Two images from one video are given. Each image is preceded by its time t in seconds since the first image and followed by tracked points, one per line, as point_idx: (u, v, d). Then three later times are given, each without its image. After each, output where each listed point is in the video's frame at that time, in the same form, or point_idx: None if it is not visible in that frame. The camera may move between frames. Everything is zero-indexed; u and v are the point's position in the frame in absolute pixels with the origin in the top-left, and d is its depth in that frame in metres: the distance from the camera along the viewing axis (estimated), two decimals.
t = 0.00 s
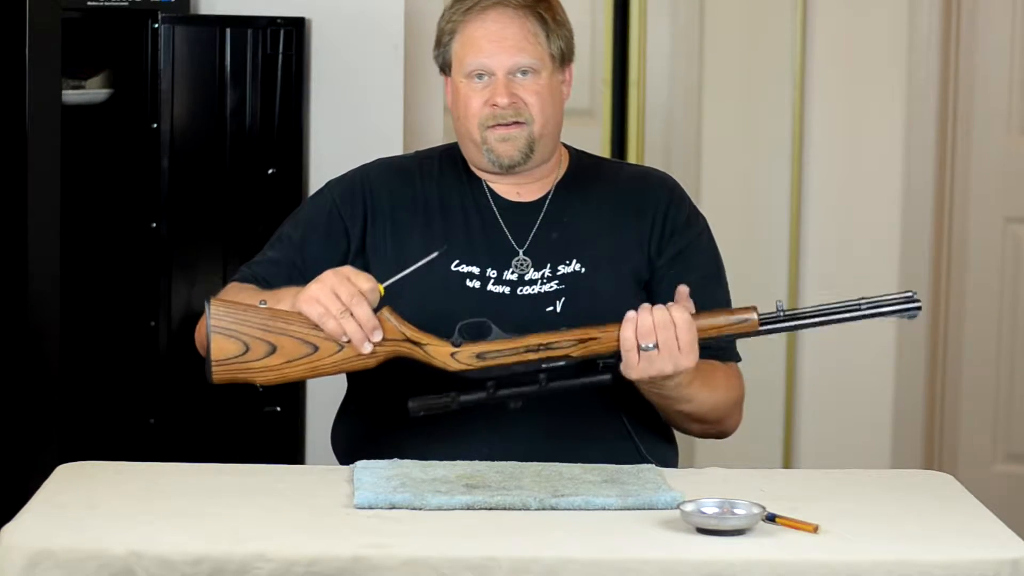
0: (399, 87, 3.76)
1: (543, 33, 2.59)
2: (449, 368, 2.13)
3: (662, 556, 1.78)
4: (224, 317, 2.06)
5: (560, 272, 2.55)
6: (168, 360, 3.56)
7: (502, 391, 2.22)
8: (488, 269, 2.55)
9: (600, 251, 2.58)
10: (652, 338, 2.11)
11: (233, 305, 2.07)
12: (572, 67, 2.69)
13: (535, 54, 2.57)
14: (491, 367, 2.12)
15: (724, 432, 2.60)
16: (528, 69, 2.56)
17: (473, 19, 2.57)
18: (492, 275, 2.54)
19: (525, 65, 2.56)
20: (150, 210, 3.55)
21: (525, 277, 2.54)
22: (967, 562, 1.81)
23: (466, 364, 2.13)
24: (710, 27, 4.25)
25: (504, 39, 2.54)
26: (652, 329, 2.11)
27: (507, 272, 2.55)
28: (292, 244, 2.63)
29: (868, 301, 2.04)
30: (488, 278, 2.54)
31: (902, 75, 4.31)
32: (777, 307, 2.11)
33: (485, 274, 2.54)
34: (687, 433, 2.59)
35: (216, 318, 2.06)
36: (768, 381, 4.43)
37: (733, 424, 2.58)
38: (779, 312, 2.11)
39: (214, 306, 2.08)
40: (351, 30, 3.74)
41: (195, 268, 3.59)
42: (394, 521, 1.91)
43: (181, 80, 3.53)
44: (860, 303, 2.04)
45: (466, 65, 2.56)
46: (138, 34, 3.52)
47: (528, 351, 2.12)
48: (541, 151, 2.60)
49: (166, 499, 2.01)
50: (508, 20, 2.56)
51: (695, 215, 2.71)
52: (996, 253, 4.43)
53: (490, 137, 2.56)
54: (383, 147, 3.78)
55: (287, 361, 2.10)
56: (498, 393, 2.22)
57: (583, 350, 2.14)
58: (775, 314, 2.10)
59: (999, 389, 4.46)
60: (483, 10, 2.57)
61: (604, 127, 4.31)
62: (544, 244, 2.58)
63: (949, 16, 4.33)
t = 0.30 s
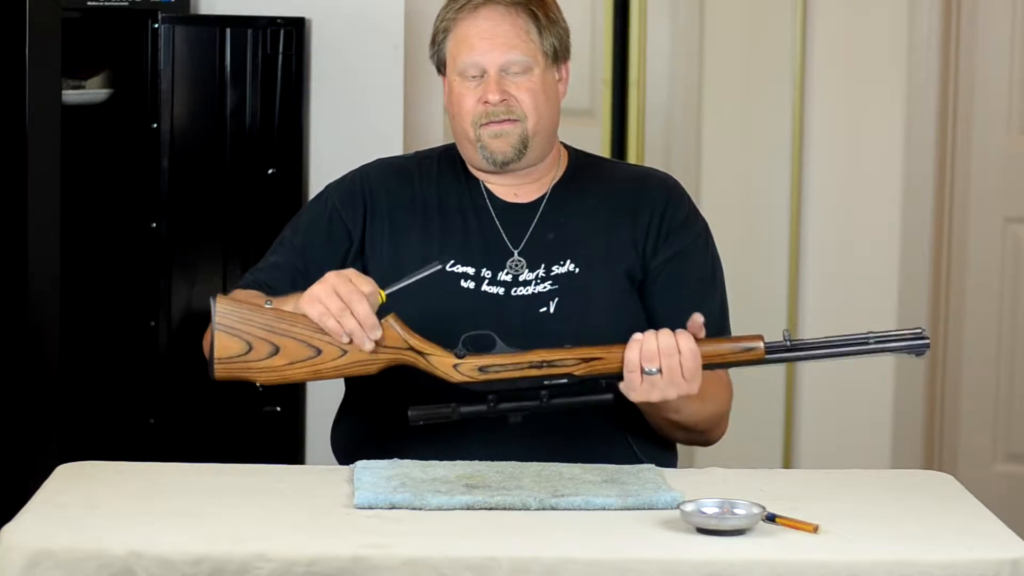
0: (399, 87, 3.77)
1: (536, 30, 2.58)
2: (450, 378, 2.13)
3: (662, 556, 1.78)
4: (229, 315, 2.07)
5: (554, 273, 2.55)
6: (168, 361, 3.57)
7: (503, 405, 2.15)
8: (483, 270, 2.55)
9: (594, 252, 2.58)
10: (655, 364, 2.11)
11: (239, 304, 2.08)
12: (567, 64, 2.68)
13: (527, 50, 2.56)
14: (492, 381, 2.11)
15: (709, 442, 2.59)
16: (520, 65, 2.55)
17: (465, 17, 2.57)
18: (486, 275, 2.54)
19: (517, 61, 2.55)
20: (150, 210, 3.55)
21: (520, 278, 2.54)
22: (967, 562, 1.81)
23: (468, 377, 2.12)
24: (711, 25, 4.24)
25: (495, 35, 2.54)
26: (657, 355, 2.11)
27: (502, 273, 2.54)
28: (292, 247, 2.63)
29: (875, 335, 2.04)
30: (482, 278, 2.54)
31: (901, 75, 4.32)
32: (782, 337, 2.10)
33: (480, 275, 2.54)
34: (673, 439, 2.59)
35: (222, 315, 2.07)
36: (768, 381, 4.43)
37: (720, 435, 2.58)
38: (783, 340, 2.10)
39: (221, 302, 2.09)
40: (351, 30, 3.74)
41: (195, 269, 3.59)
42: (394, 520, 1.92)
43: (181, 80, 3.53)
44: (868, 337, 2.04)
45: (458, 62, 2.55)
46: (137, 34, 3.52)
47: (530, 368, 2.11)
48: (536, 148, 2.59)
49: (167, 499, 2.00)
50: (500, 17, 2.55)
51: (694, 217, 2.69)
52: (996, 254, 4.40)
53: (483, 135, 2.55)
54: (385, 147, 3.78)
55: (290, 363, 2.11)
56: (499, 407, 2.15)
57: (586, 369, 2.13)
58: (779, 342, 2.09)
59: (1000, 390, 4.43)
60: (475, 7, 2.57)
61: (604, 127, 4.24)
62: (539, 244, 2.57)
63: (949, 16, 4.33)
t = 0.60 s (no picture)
0: (399, 88, 3.76)
1: (542, 40, 2.55)
2: (454, 368, 2.13)
3: (662, 556, 1.78)
4: (235, 287, 2.08)
5: (556, 274, 2.55)
6: (169, 361, 3.57)
7: (505, 396, 2.18)
8: (485, 271, 2.55)
9: (596, 253, 2.58)
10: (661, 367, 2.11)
11: (246, 275, 2.09)
12: (575, 71, 2.65)
13: (533, 61, 2.53)
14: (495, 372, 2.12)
15: (704, 446, 2.59)
16: (526, 78, 2.52)
17: (471, 24, 2.53)
18: (488, 277, 2.54)
19: (523, 73, 2.51)
20: (150, 210, 3.55)
21: (522, 279, 2.54)
22: (967, 563, 1.81)
23: (470, 366, 2.13)
24: (710, 27, 4.28)
25: (502, 45, 2.51)
26: (663, 359, 2.11)
27: (504, 274, 2.55)
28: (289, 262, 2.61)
29: (879, 352, 2.06)
30: (484, 280, 2.54)
31: (901, 75, 4.30)
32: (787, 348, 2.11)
33: (482, 276, 2.54)
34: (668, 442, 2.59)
35: (228, 286, 2.08)
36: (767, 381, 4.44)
37: (715, 439, 2.58)
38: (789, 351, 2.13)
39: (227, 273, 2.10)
40: (351, 31, 3.74)
41: (196, 269, 3.59)
42: (394, 521, 1.92)
43: (182, 80, 3.53)
44: (871, 355, 2.06)
45: (464, 70, 2.52)
46: (137, 33, 3.51)
47: (533, 363, 2.12)
48: (538, 159, 2.56)
49: (167, 499, 2.01)
50: (507, 26, 2.52)
51: (697, 216, 2.69)
52: (995, 251, 4.28)
53: (486, 144, 2.52)
54: (385, 146, 3.78)
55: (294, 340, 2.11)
56: (500, 399, 2.18)
57: (590, 368, 2.13)
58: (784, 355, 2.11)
59: (999, 407, 4.34)
60: (483, 15, 2.53)
61: (604, 128, 4.33)
62: (541, 245, 2.57)
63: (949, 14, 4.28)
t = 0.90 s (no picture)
0: (399, 88, 3.76)
1: (536, 47, 2.52)
2: (449, 374, 2.15)
3: (662, 556, 1.78)
4: (227, 308, 2.08)
5: (556, 276, 2.55)
6: (168, 361, 3.57)
7: (501, 400, 2.19)
8: (485, 273, 2.55)
9: (596, 255, 2.58)
10: (654, 362, 2.11)
11: (235, 295, 2.09)
12: (571, 76, 2.62)
13: (526, 68, 2.50)
14: (490, 376, 2.13)
15: (703, 445, 2.58)
16: (517, 85, 2.49)
17: (467, 27, 2.51)
18: (488, 279, 2.54)
19: (514, 80, 2.49)
20: (150, 210, 3.55)
21: (521, 281, 2.54)
22: (967, 563, 1.81)
23: (465, 372, 2.14)
24: (709, 27, 4.28)
25: (494, 51, 2.48)
26: (655, 353, 2.11)
27: (503, 275, 2.55)
28: (291, 268, 2.61)
29: (873, 333, 2.08)
30: (484, 282, 2.54)
31: (901, 75, 4.28)
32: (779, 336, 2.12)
33: (481, 277, 2.54)
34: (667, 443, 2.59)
35: (219, 308, 2.08)
36: (768, 380, 4.45)
37: (712, 441, 2.58)
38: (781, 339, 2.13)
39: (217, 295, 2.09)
40: (351, 31, 3.74)
41: (195, 270, 3.59)
42: (394, 521, 1.92)
43: (182, 80, 3.53)
44: (865, 337, 2.07)
45: (457, 74, 2.50)
46: (137, 33, 3.51)
47: (527, 364, 2.12)
48: (528, 165, 2.55)
49: (167, 499, 2.01)
50: (500, 32, 2.49)
51: (697, 216, 2.68)
52: (995, 252, 4.31)
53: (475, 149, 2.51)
54: (384, 145, 3.78)
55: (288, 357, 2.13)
56: (496, 403, 2.19)
57: (584, 366, 2.13)
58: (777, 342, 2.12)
59: (999, 401, 4.37)
60: (478, 19, 2.51)
61: (604, 128, 4.32)
62: (540, 247, 2.57)
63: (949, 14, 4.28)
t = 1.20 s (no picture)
0: (399, 88, 3.76)
1: (528, 46, 2.52)
2: (452, 374, 2.15)
3: (661, 556, 1.78)
4: (229, 310, 2.09)
5: (553, 276, 2.55)
6: (168, 361, 3.57)
7: (503, 400, 2.20)
8: (483, 274, 2.54)
9: (594, 255, 2.58)
10: (658, 362, 2.11)
11: (237, 296, 2.10)
12: (564, 76, 2.62)
13: (518, 67, 2.50)
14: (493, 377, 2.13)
15: (702, 444, 2.58)
16: (510, 84, 2.49)
17: (460, 28, 2.51)
18: (486, 280, 2.54)
19: (507, 79, 2.49)
20: (150, 210, 3.54)
21: (519, 281, 2.54)
22: (967, 562, 1.81)
23: (469, 372, 2.14)
24: (710, 25, 4.24)
25: (486, 51, 2.48)
26: (660, 353, 2.11)
27: (501, 276, 2.54)
28: (290, 271, 2.61)
29: (875, 333, 2.07)
30: (482, 283, 2.54)
31: (903, 75, 4.27)
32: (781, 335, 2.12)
33: (479, 278, 2.54)
34: (666, 441, 2.59)
35: (221, 308, 2.09)
36: (768, 381, 4.39)
37: (711, 440, 2.58)
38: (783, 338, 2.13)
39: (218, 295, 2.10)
40: (351, 31, 3.74)
41: (195, 270, 3.59)
42: (394, 521, 1.92)
43: (181, 80, 3.53)
44: (867, 336, 2.08)
45: (450, 75, 2.50)
46: (137, 34, 3.51)
47: (530, 364, 2.13)
48: (524, 163, 2.55)
49: (167, 499, 2.01)
50: (492, 31, 2.49)
51: (694, 214, 2.68)
52: (996, 253, 4.43)
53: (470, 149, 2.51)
54: (384, 146, 3.78)
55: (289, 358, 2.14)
56: (499, 403, 2.20)
57: (587, 366, 2.13)
58: (778, 340, 2.11)
59: (1000, 391, 4.46)
60: (470, 20, 2.51)
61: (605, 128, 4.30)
62: (538, 247, 2.57)
63: (948, 14, 4.31)
